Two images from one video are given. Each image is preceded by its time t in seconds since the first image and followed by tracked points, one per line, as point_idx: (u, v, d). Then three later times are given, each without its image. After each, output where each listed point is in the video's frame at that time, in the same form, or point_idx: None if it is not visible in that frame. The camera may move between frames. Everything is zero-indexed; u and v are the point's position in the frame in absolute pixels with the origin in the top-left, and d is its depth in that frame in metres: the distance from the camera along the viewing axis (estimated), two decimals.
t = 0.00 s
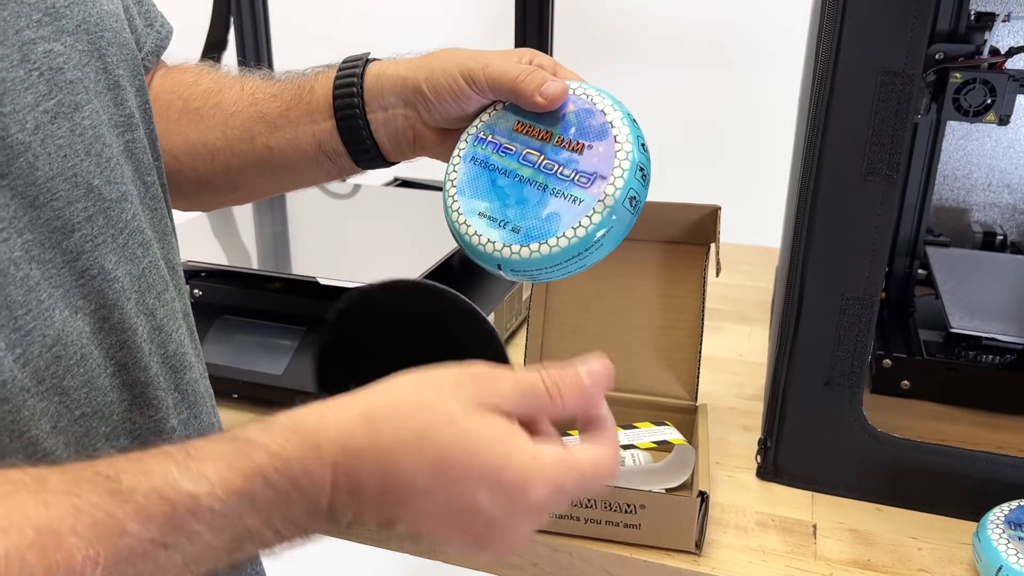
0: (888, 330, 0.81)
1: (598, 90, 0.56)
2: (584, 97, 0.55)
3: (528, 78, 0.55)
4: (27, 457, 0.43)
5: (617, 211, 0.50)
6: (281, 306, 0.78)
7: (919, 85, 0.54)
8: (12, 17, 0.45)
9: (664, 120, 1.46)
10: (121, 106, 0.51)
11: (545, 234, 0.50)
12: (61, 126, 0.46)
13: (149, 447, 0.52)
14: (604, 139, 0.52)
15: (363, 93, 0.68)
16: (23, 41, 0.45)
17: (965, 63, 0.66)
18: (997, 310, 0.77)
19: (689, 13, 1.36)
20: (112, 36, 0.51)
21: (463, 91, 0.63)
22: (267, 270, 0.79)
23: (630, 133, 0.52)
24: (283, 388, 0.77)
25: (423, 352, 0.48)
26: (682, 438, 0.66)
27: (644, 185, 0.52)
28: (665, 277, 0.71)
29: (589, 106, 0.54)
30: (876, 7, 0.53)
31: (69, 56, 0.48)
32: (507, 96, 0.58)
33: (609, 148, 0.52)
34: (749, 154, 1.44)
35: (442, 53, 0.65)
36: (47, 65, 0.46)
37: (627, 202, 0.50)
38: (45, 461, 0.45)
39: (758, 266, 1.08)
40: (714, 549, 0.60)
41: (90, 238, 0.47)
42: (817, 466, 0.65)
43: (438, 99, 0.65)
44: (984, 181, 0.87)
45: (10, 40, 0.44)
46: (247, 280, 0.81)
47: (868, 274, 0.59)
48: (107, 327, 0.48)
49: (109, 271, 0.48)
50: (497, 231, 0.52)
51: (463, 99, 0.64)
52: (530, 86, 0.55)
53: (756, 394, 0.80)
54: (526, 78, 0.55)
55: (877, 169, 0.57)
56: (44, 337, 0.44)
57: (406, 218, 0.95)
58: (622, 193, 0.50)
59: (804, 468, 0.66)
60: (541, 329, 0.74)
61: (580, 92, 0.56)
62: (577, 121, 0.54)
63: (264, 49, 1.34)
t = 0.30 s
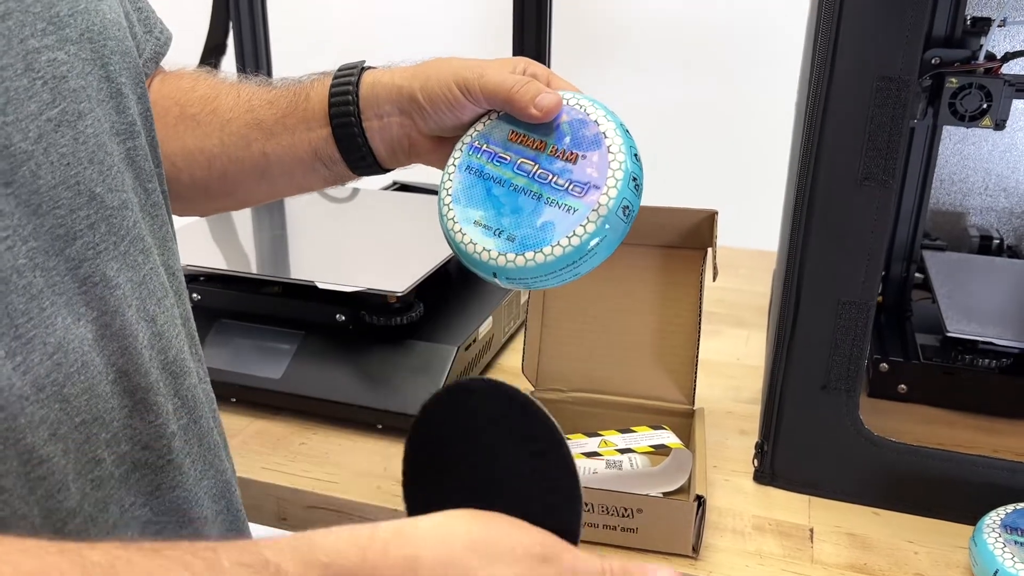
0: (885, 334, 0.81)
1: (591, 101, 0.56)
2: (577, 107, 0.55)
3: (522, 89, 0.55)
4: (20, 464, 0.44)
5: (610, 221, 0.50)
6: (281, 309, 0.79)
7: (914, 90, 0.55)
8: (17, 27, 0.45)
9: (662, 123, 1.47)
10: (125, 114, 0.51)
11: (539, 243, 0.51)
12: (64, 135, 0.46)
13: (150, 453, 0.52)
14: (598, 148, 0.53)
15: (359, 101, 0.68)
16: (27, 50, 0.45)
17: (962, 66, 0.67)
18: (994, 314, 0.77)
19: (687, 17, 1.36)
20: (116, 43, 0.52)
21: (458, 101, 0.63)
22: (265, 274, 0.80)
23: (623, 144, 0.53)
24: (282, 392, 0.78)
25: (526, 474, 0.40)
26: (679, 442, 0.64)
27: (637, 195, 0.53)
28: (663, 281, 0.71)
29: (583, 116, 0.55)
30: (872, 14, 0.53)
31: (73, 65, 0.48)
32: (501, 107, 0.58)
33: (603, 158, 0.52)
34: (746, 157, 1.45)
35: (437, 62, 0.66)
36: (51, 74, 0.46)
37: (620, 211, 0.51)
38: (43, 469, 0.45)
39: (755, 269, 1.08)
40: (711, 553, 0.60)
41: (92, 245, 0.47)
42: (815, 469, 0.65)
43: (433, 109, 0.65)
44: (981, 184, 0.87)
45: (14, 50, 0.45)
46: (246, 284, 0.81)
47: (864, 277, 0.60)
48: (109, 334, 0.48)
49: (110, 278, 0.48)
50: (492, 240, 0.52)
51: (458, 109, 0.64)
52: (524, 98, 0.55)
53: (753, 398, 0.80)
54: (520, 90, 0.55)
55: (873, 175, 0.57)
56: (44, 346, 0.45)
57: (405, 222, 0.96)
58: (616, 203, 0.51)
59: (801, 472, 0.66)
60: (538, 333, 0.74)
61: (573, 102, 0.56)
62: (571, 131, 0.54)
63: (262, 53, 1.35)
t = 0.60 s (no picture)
0: (883, 336, 0.81)
1: (598, 100, 0.56)
2: (585, 107, 0.56)
3: (530, 90, 0.55)
4: (25, 472, 0.44)
5: (619, 221, 0.51)
6: (281, 314, 0.79)
7: (911, 94, 0.55)
8: (21, 34, 0.45)
9: (659, 126, 1.47)
10: (127, 121, 0.52)
11: (549, 244, 0.51)
12: (68, 142, 0.47)
13: (152, 459, 0.52)
14: (606, 148, 0.53)
15: (364, 103, 0.68)
16: (31, 57, 0.45)
17: (958, 71, 0.67)
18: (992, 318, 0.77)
19: (685, 21, 1.37)
20: (119, 50, 0.52)
21: (463, 101, 0.63)
22: (265, 278, 0.80)
23: (630, 143, 0.53)
24: (280, 396, 0.78)
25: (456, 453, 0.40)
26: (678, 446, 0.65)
27: (645, 194, 0.53)
28: (662, 285, 0.71)
29: (590, 116, 0.55)
30: (870, 19, 0.53)
31: (76, 72, 0.48)
32: (507, 108, 0.58)
33: (611, 158, 0.52)
34: (744, 160, 1.45)
35: (441, 63, 0.66)
36: (55, 80, 0.46)
37: (629, 211, 0.51)
38: (46, 476, 0.45)
39: (753, 272, 1.08)
40: (710, 557, 0.60)
41: (95, 253, 0.48)
42: (813, 472, 0.65)
43: (439, 110, 0.66)
44: (978, 188, 0.87)
45: (19, 57, 0.45)
46: (246, 288, 0.81)
47: (862, 281, 0.60)
48: (112, 341, 0.49)
49: (113, 285, 0.49)
50: (501, 242, 0.52)
51: (463, 110, 0.65)
52: (531, 98, 0.55)
53: (752, 401, 0.80)
54: (526, 91, 0.55)
55: (870, 178, 0.57)
56: (48, 353, 0.44)
57: (403, 226, 0.96)
58: (625, 203, 0.51)
59: (800, 475, 0.66)
60: (537, 337, 0.74)
61: (580, 102, 0.56)
62: (579, 131, 0.54)
63: (261, 57, 1.35)
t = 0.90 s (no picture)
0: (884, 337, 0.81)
1: (580, 117, 0.53)
2: (564, 122, 0.52)
3: (508, 100, 0.53)
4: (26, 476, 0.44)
5: (588, 240, 0.47)
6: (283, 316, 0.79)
7: (911, 95, 0.55)
8: (23, 37, 0.45)
9: (659, 129, 1.47)
10: (130, 124, 0.52)
11: (511, 259, 0.47)
12: (70, 146, 0.46)
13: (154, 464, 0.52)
14: (580, 165, 0.49)
15: (344, 112, 0.68)
16: (33, 60, 0.45)
17: (958, 72, 0.67)
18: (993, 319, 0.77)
19: (685, 24, 1.37)
20: (122, 53, 0.51)
21: (440, 113, 0.62)
22: (265, 281, 0.80)
23: (608, 161, 0.49)
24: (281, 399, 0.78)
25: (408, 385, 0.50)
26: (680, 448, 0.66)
27: (620, 216, 0.49)
28: (664, 288, 0.71)
29: (568, 131, 0.51)
30: (871, 20, 0.53)
31: (79, 75, 0.48)
32: (484, 120, 0.56)
33: (585, 174, 0.49)
34: (744, 162, 1.45)
35: (422, 74, 0.64)
36: (57, 84, 0.46)
37: (599, 232, 0.47)
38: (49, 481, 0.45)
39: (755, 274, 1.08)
40: (712, 558, 0.60)
41: (98, 257, 0.47)
42: (815, 474, 0.65)
43: (416, 122, 0.64)
44: (979, 189, 0.87)
45: (20, 60, 0.45)
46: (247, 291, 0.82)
47: (864, 282, 0.60)
48: (114, 345, 0.49)
49: (116, 289, 0.48)
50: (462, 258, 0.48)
51: (440, 123, 0.63)
52: (509, 110, 0.52)
53: (754, 402, 0.80)
54: (504, 102, 0.53)
55: (871, 179, 0.57)
56: (50, 356, 0.44)
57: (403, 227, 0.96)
58: (596, 221, 0.47)
59: (801, 477, 0.66)
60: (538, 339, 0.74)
61: (559, 117, 0.53)
62: (556, 146, 0.51)
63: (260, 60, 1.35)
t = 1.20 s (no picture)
0: (886, 334, 0.81)
1: (580, 160, 0.51)
2: (564, 166, 0.50)
3: None
4: (16, 473, 0.43)
5: (587, 287, 0.45)
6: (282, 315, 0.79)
7: (913, 91, 0.55)
8: (12, 33, 0.45)
9: (658, 127, 1.47)
10: (120, 122, 0.51)
11: (506, 306, 0.45)
12: (60, 142, 0.46)
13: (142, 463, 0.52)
14: (579, 208, 0.47)
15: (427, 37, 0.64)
16: (22, 57, 0.45)
17: (960, 67, 0.66)
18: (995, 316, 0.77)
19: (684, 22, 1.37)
20: (111, 51, 0.51)
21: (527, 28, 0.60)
22: (264, 279, 0.80)
23: (609, 206, 0.47)
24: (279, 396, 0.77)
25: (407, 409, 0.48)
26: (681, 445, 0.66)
27: (621, 261, 0.47)
28: (663, 285, 0.70)
29: (568, 174, 0.49)
30: (873, 15, 0.53)
31: (68, 72, 0.48)
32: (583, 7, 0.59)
33: (584, 218, 0.47)
34: (742, 160, 1.45)
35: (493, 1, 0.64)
36: (46, 80, 0.46)
37: (598, 277, 0.45)
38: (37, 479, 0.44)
39: (754, 272, 1.08)
40: (714, 556, 0.60)
41: (87, 254, 0.47)
42: (815, 472, 0.65)
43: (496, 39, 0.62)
44: (980, 186, 0.87)
45: (9, 56, 0.44)
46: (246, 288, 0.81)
47: (867, 279, 0.59)
48: (104, 342, 0.48)
49: (105, 286, 0.48)
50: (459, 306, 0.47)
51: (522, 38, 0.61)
52: None
53: (754, 400, 0.80)
54: None
55: (873, 175, 0.57)
56: (39, 352, 0.44)
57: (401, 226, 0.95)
58: (594, 267, 0.45)
59: (802, 475, 0.66)
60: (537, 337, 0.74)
61: (559, 160, 0.51)
62: (555, 190, 0.49)
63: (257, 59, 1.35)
